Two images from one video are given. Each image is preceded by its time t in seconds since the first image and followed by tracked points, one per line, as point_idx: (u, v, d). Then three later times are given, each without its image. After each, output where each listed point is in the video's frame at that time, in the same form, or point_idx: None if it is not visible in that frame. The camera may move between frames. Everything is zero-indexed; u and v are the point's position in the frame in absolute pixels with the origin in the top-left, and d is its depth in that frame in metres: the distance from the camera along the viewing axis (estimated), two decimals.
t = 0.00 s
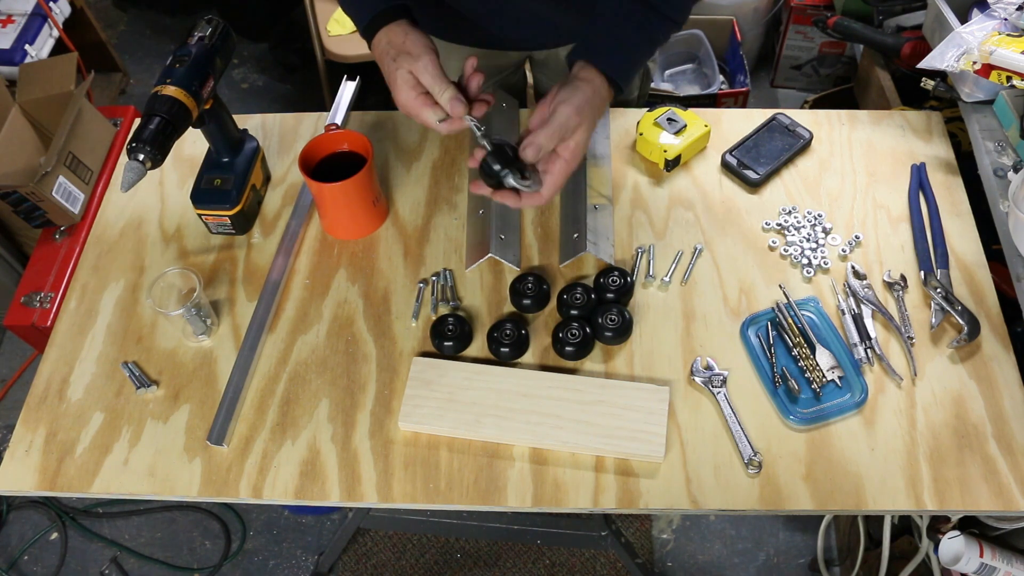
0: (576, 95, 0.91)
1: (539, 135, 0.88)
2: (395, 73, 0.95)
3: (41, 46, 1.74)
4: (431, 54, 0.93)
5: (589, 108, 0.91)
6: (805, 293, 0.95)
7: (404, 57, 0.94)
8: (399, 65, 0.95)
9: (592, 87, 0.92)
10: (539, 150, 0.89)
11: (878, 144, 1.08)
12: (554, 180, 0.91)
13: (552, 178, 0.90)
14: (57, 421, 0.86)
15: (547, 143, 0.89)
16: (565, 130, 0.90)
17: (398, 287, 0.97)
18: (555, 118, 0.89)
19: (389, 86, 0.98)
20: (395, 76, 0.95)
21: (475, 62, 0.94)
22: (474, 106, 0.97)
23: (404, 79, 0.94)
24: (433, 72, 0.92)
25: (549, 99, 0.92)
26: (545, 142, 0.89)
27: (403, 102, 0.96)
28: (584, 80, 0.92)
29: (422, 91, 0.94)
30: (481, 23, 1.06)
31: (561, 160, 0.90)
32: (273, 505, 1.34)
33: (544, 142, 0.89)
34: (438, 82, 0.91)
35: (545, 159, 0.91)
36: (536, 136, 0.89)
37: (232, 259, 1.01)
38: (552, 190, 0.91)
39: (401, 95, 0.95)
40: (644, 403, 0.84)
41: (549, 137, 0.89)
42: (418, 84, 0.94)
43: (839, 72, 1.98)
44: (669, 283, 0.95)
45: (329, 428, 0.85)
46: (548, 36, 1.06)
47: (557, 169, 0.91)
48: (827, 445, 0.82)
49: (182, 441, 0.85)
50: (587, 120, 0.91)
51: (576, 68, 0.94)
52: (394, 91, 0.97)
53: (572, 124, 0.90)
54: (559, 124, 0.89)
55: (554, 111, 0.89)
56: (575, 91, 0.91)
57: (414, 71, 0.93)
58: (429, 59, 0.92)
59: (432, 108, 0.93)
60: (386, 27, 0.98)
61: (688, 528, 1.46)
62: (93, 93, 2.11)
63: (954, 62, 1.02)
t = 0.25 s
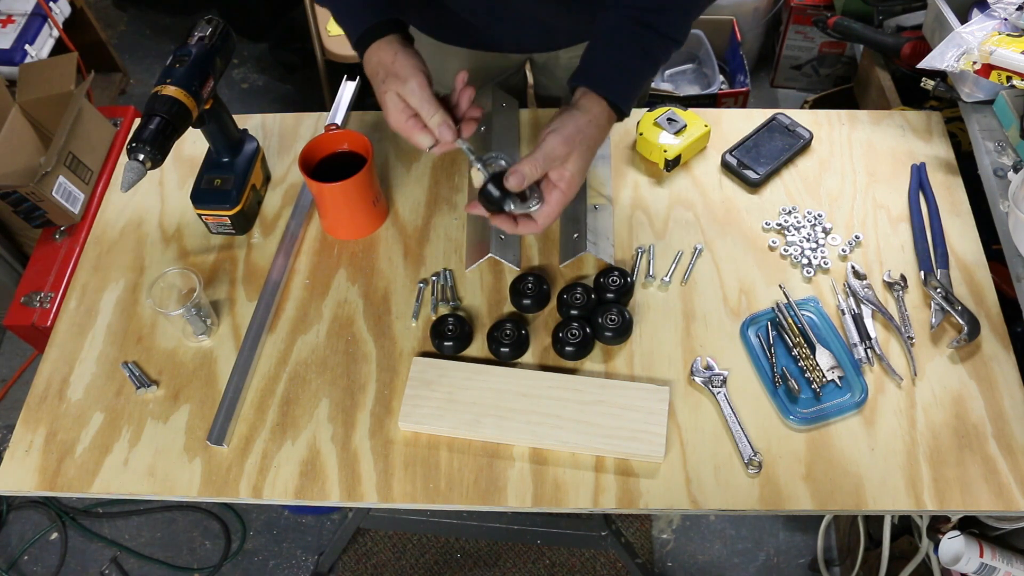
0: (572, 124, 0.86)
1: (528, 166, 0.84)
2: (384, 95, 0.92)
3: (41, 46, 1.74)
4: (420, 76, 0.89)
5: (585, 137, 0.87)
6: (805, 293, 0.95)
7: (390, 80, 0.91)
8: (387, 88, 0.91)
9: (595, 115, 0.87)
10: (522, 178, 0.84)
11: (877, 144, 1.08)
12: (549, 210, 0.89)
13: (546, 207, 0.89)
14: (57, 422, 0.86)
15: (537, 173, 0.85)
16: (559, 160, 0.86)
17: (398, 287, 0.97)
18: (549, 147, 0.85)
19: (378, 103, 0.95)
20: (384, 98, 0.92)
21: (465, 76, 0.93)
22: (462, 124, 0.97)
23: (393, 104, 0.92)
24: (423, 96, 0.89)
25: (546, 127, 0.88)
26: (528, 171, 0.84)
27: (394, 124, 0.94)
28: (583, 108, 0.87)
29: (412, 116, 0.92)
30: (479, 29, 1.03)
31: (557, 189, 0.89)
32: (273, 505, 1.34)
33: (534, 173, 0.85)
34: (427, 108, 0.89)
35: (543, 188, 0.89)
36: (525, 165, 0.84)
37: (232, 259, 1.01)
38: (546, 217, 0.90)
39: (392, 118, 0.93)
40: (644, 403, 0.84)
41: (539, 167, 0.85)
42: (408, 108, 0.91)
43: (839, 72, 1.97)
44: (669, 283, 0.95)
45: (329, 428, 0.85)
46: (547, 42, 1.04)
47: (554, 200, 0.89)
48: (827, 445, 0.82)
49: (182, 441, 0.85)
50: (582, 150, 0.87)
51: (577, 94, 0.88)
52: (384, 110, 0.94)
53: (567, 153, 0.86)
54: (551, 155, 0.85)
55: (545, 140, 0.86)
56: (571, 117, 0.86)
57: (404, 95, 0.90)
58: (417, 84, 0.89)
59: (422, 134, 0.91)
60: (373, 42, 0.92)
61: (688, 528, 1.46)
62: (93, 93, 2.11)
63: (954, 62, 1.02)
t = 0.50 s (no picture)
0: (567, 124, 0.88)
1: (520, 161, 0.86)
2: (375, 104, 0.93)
3: (41, 46, 1.74)
4: (417, 84, 0.91)
5: (583, 137, 0.88)
6: (805, 293, 0.95)
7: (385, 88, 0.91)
8: (381, 96, 0.91)
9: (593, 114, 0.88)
10: (510, 169, 0.86)
11: (877, 144, 1.08)
12: (548, 211, 0.90)
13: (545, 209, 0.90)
14: (57, 422, 0.86)
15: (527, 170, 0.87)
16: (552, 159, 0.88)
17: (398, 286, 0.97)
18: (543, 146, 0.87)
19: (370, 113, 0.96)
20: (376, 106, 0.92)
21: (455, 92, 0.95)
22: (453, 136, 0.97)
23: (387, 112, 0.92)
24: (417, 104, 0.90)
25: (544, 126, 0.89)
26: (517, 163, 0.86)
27: (383, 134, 0.94)
28: (582, 109, 0.89)
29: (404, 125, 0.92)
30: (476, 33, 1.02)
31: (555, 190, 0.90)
32: (273, 505, 1.34)
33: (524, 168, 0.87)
34: (422, 118, 0.89)
35: (540, 190, 0.90)
36: (514, 160, 0.86)
37: (232, 259, 1.01)
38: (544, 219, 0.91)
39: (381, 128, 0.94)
40: (644, 402, 0.84)
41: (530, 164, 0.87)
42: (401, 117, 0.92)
43: (839, 72, 1.97)
44: (669, 283, 0.95)
45: (329, 427, 0.85)
46: (546, 50, 1.03)
47: (552, 202, 0.90)
48: (827, 445, 0.82)
49: (183, 441, 0.85)
50: (577, 149, 0.88)
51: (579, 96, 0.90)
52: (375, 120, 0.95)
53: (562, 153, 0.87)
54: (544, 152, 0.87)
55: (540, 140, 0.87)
56: (565, 116, 0.89)
57: (399, 105, 0.90)
58: (413, 93, 0.90)
59: (414, 145, 0.92)
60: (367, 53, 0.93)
61: (688, 528, 1.46)
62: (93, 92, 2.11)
63: (954, 62, 1.02)
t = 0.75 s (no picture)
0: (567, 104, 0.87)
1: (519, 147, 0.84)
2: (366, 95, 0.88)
3: (41, 46, 1.74)
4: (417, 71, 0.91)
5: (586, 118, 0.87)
6: (805, 293, 0.95)
7: (384, 75, 0.88)
8: (377, 85, 0.88)
9: (597, 94, 0.88)
10: (511, 159, 0.84)
11: (877, 144, 1.08)
12: (554, 199, 0.89)
13: (550, 197, 0.89)
14: (57, 421, 0.86)
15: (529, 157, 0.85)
16: (553, 144, 0.86)
17: (398, 286, 0.97)
18: (542, 131, 0.86)
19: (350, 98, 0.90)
20: (367, 96, 0.87)
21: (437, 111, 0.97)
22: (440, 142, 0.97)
23: (381, 101, 0.87)
24: (422, 93, 0.90)
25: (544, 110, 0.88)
26: (518, 152, 0.84)
27: (371, 128, 0.89)
28: (582, 93, 0.88)
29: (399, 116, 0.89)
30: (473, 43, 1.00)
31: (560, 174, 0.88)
32: (273, 505, 1.34)
33: (526, 153, 0.85)
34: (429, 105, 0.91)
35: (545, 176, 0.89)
36: (516, 147, 0.84)
37: (232, 259, 1.01)
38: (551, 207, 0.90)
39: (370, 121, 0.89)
40: (644, 402, 0.84)
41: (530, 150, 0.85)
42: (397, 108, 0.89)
43: (839, 72, 1.97)
44: (669, 283, 0.95)
45: (329, 427, 0.85)
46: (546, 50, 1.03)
47: (557, 188, 0.88)
48: (827, 445, 0.82)
49: (183, 440, 0.85)
50: (578, 132, 0.86)
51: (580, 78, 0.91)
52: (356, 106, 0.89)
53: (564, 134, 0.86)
54: (544, 136, 0.86)
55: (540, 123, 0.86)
56: (564, 100, 0.88)
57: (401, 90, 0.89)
58: (419, 79, 0.90)
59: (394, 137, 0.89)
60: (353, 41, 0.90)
61: (688, 528, 1.46)
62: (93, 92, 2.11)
63: (954, 62, 1.02)
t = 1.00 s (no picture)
0: (574, 79, 0.85)
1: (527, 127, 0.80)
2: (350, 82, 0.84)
3: (41, 46, 1.74)
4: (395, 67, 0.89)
5: (592, 92, 0.85)
6: (806, 293, 0.95)
7: (369, 64, 0.86)
8: (363, 71, 0.84)
9: (597, 69, 0.86)
10: (520, 143, 0.80)
11: (877, 144, 1.08)
12: (566, 182, 0.86)
13: (562, 180, 0.85)
14: (57, 422, 0.86)
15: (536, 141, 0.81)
16: (560, 122, 0.84)
17: (398, 286, 0.97)
18: (550, 110, 0.83)
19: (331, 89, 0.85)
20: (356, 81, 0.83)
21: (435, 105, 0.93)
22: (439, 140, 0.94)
23: (368, 83, 0.83)
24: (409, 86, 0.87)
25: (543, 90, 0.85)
26: (526, 135, 0.80)
27: (366, 111, 0.82)
28: (582, 69, 0.86)
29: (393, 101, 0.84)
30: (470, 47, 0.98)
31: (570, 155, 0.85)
32: (273, 505, 1.34)
33: (536, 134, 0.81)
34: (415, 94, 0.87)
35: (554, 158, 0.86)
36: (524, 131, 0.80)
37: (232, 259, 1.01)
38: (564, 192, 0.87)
39: (363, 107, 0.82)
40: (644, 402, 0.84)
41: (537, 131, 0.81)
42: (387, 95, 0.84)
43: (839, 72, 1.97)
44: (669, 284, 0.95)
45: (329, 427, 0.85)
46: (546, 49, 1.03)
47: (567, 170, 0.86)
48: (827, 445, 0.82)
49: (183, 440, 0.85)
50: (584, 108, 0.84)
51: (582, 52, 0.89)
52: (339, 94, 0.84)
53: (573, 110, 0.84)
54: (551, 114, 0.83)
55: (545, 103, 0.83)
56: (565, 75, 0.85)
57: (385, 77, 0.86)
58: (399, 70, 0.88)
59: (386, 118, 0.82)
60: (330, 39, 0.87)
61: (688, 528, 1.46)
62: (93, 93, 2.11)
63: (954, 62, 1.02)
